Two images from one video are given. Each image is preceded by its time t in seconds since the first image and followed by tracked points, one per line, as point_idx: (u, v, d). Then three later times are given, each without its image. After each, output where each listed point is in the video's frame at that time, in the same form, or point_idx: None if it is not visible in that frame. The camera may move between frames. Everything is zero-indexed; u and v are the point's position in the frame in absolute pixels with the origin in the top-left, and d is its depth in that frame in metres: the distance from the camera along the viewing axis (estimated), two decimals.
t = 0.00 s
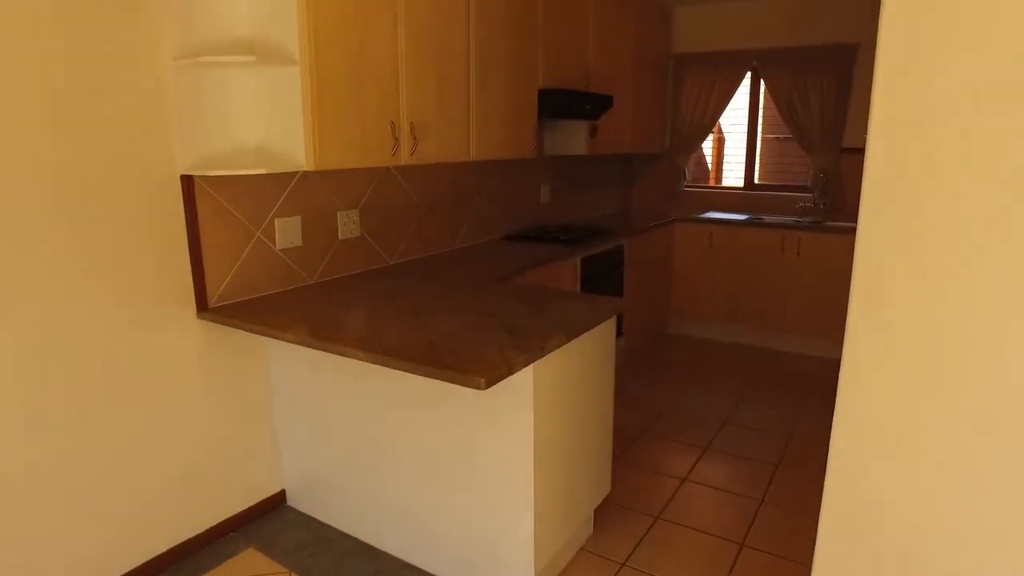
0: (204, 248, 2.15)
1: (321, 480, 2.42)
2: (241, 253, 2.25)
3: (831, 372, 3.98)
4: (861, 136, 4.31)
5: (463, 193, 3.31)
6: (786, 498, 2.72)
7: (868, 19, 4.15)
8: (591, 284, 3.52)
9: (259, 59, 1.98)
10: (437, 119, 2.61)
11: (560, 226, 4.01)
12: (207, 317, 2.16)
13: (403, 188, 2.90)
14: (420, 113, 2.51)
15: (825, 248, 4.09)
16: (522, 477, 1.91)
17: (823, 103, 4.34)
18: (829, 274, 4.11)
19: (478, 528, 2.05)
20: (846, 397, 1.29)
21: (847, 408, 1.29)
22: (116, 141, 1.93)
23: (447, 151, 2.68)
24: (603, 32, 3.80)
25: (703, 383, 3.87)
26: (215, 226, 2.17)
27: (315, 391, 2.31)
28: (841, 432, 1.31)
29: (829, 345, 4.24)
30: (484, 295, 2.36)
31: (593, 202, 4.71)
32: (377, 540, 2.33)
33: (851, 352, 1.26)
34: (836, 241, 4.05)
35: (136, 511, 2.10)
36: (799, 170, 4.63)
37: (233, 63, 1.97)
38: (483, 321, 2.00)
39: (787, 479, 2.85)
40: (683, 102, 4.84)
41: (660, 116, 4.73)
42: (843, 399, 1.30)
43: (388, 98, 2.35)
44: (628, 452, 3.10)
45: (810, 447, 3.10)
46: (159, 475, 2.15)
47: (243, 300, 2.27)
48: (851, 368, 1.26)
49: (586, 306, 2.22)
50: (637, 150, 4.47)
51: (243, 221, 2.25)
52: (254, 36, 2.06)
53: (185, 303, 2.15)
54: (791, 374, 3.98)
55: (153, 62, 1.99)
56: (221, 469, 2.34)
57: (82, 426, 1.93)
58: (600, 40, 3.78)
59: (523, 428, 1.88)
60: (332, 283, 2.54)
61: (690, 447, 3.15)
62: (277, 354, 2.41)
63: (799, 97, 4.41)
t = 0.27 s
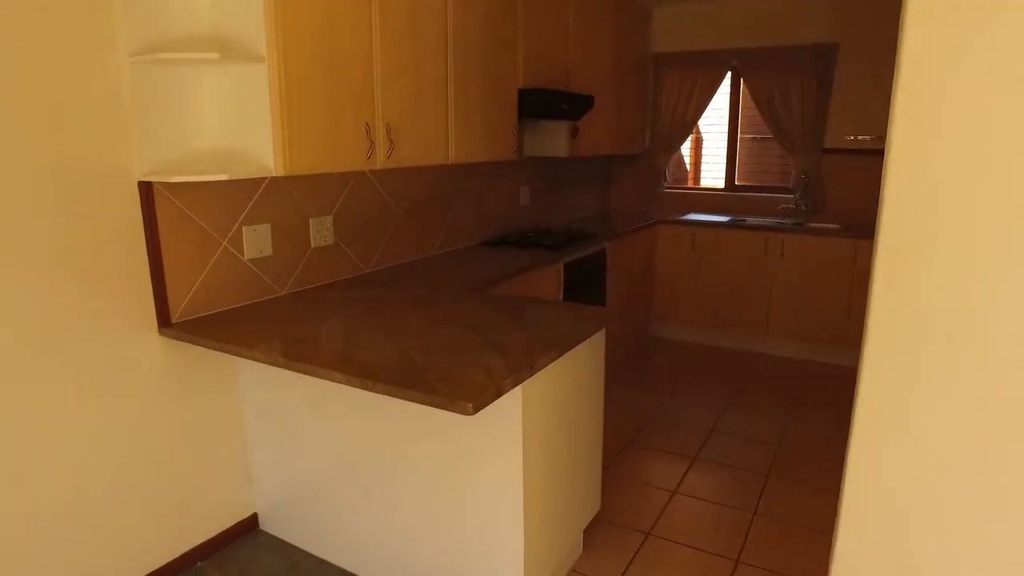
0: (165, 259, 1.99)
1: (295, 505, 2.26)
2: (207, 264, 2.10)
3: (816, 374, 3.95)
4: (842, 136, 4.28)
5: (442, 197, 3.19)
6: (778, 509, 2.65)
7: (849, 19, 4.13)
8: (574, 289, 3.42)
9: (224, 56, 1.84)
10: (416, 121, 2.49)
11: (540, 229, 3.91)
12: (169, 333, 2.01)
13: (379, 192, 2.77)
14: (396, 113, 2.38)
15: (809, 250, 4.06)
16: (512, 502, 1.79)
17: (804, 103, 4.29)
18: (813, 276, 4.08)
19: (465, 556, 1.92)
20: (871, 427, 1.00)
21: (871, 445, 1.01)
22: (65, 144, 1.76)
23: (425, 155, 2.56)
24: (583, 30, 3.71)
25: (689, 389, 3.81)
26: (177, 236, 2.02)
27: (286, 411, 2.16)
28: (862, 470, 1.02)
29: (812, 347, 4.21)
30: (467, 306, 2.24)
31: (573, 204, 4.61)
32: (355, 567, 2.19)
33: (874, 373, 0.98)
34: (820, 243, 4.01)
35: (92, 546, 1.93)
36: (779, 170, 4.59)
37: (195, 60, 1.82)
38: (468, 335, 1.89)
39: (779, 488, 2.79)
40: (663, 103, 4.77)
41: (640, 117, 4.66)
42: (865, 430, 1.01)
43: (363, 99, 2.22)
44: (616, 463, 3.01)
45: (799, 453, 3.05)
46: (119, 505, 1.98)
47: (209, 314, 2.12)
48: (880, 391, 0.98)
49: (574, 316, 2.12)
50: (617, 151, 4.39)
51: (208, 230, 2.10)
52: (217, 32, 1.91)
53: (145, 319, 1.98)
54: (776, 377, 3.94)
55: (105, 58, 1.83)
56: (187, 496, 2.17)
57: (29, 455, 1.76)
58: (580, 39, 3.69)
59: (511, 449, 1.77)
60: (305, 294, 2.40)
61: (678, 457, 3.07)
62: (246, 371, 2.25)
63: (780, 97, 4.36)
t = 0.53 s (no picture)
0: (127, 272, 1.86)
1: (269, 530, 2.14)
2: (174, 275, 1.98)
3: (800, 377, 3.93)
4: (822, 136, 4.27)
5: (421, 201, 3.09)
6: (770, 518, 2.60)
7: (828, 19, 4.11)
8: (558, 295, 3.35)
9: (190, 52, 1.72)
10: (395, 123, 2.39)
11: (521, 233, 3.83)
12: (133, 349, 1.88)
13: (356, 197, 2.65)
14: (373, 114, 2.27)
15: (791, 251, 4.03)
16: (503, 525, 1.71)
17: (784, 103, 4.27)
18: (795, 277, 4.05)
19: None
20: (891, 474, 0.70)
21: (885, 479, 0.70)
22: (13, 148, 1.61)
23: (404, 158, 2.46)
24: (563, 30, 3.63)
25: (674, 393, 3.75)
26: (140, 247, 1.89)
27: (256, 429, 2.03)
28: (875, 530, 0.72)
29: (795, 348, 4.19)
30: (450, 315, 2.14)
31: (553, 206, 4.54)
32: None
33: (896, 382, 0.67)
34: (802, 244, 3.99)
35: None
36: (759, 171, 4.57)
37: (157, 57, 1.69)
38: (454, 348, 1.80)
39: (769, 496, 2.74)
40: (643, 103, 4.72)
41: (620, 118, 4.60)
42: (882, 478, 0.70)
43: (339, 100, 2.12)
44: (604, 473, 2.93)
45: (788, 459, 3.01)
46: (80, 536, 1.84)
47: (176, 328, 1.99)
48: (905, 423, 0.68)
49: (563, 325, 2.03)
50: (598, 152, 4.32)
51: (175, 239, 1.97)
52: (181, 28, 1.78)
53: (106, 335, 1.85)
54: (761, 380, 3.90)
55: (58, 55, 1.69)
56: (154, 523, 2.03)
57: None
58: (561, 39, 3.62)
59: (501, 466, 1.68)
60: (279, 305, 2.28)
61: (666, 466, 3.00)
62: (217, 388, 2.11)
63: (760, 97, 4.33)
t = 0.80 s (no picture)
0: (91, 284, 1.74)
1: (245, 558, 2.01)
2: (143, 287, 1.86)
3: (783, 378, 3.92)
4: (801, 137, 4.28)
5: (400, 204, 3.00)
6: (763, 524, 2.57)
7: (806, 20, 4.12)
8: (541, 299, 3.28)
9: (158, 51, 1.61)
10: (375, 126, 2.30)
11: (501, 236, 3.76)
12: (98, 366, 1.75)
13: (334, 201, 2.55)
14: (353, 116, 2.18)
15: (773, 251, 4.03)
16: (497, 546, 1.63)
17: (764, 104, 4.27)
18: (777, 277, 4.05)
19: None
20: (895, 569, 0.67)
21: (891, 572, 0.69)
22: None
23: (385, 162, 2.37)
24: (543, 29, 3.57)
25: (658, 397, 3.71)
26: (105, 257, 1.77)
27: (231, 453, 1.91)
28: None
29: (776, 350, 4.19)
30: (436, 324, 2.06)
31: (533, 209, 4.47)
32: None
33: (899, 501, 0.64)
34: (783, 244, 3.99)
35: None
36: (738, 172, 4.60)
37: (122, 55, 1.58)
38: (443, 361, 1.72)
39: (760, 501, 2.71)
40: (622, 104, 4.68)
41: (599, 118, 4.55)
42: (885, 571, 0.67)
43: (317, 101, 2.03)
44: (593, 482, 2.87)
45: (776, 462, 2.99)
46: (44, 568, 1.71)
47: (146, 343, 1.88)
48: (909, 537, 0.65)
49: (554, 334, 1.97)
50: (577, 153, 4.27)
51: (143, 248, 1.86)
52: (148, 24, 1.67)
53: (69, 352, 1.72)
54: (745, 382, 3.89)
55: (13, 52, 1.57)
56: (124, 550, 1.90)
57: None
58: (541, 38, 3.56)
59: (498, 486, 1.61)
60: (255, 316, 2.18)
61: (655, 472, 2.94)
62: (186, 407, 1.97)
63: (740, 98, 4.32)
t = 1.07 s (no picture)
0: (48, 299, 1.60)
1: None
2: (105, 300, 1.74)
3: (761, 378, 3.93)
4: (774, 137, 4.30)
5: (375, 208, 2.90)
6: (751, 527, 2.54)
7: (778, 21, 4.15)
8: (521, 304, 3.22)
9: (120, 47, 1.50)
10: (351, 128, 2.21)
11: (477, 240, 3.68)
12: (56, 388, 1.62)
13: (307, 206, 2.45)
14: (328, 118, 2.09)
15: (749, 252, 4.03)
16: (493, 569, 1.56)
17: (738, 104, 4.28)
18: (753, 278, 4.05)
19: None
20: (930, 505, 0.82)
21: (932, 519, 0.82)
22: None
23: (361, 165, 2.28)
24: (517, 29, 3.51)
25: (639, 400, 3.67)
26: (63, 270, 1.63)
27: (204, 478, 1.78)
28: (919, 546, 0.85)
29: (753, 350, 4.20)
30: (419, 333, 1.98)
31: (508, 211, 4.40)
32: None
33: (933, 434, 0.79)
34: (759, 245, 3.99)
35: None
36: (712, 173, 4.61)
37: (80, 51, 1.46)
38: (429, 374, 1.64)
39: (747, 505, 2.68)
40: (596, 104, 4.65)
41: (573, 119, 4.51)
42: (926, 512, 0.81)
43: (290, 103, 1.93)
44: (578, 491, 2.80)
45: (761, 464, 2.97)
46: None
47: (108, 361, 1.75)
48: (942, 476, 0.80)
49: (543, 343, 1.91)
50: (552, 155, 4.22)
51: (105, 259, 1.73)
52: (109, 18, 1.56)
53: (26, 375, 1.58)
54: (723, 383, 3.88)
55: None
56: None
57: None
58: (515, 38, 3.50)
59: (492, 505, 1.54)
60: (226, 328, 2.06)
61: (639, 478, 2.90)
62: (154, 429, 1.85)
63: (714, 98, 4.32)
